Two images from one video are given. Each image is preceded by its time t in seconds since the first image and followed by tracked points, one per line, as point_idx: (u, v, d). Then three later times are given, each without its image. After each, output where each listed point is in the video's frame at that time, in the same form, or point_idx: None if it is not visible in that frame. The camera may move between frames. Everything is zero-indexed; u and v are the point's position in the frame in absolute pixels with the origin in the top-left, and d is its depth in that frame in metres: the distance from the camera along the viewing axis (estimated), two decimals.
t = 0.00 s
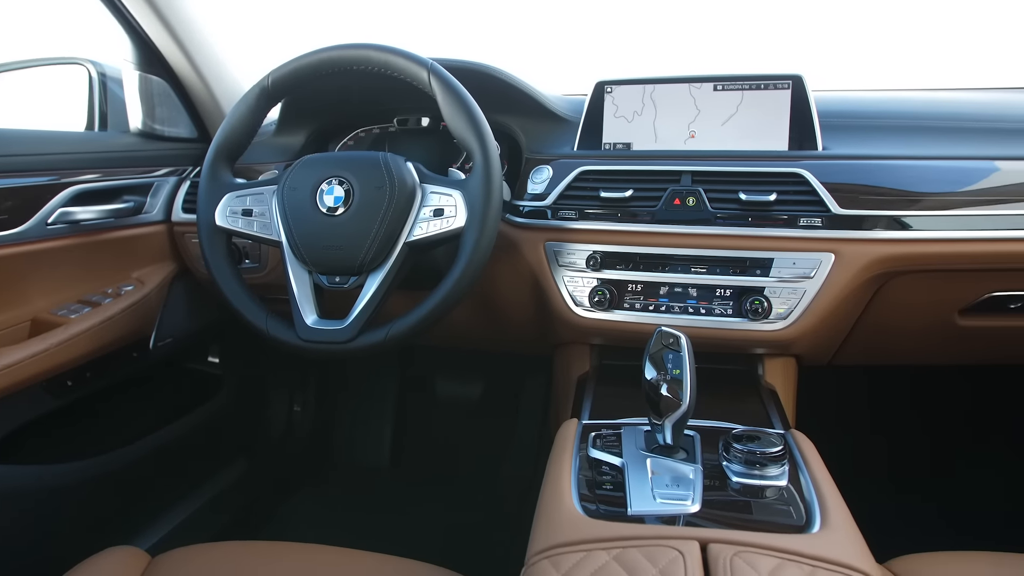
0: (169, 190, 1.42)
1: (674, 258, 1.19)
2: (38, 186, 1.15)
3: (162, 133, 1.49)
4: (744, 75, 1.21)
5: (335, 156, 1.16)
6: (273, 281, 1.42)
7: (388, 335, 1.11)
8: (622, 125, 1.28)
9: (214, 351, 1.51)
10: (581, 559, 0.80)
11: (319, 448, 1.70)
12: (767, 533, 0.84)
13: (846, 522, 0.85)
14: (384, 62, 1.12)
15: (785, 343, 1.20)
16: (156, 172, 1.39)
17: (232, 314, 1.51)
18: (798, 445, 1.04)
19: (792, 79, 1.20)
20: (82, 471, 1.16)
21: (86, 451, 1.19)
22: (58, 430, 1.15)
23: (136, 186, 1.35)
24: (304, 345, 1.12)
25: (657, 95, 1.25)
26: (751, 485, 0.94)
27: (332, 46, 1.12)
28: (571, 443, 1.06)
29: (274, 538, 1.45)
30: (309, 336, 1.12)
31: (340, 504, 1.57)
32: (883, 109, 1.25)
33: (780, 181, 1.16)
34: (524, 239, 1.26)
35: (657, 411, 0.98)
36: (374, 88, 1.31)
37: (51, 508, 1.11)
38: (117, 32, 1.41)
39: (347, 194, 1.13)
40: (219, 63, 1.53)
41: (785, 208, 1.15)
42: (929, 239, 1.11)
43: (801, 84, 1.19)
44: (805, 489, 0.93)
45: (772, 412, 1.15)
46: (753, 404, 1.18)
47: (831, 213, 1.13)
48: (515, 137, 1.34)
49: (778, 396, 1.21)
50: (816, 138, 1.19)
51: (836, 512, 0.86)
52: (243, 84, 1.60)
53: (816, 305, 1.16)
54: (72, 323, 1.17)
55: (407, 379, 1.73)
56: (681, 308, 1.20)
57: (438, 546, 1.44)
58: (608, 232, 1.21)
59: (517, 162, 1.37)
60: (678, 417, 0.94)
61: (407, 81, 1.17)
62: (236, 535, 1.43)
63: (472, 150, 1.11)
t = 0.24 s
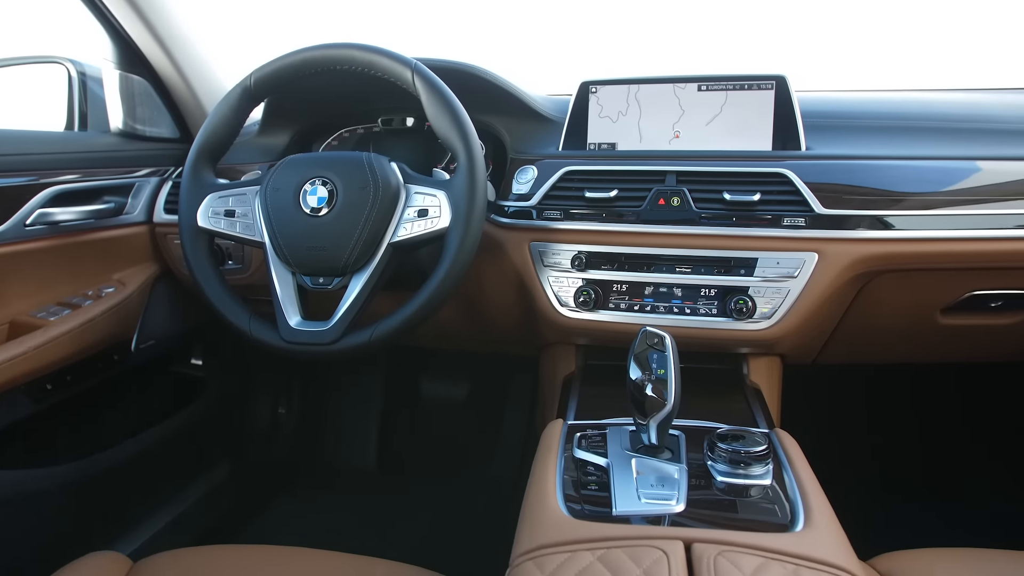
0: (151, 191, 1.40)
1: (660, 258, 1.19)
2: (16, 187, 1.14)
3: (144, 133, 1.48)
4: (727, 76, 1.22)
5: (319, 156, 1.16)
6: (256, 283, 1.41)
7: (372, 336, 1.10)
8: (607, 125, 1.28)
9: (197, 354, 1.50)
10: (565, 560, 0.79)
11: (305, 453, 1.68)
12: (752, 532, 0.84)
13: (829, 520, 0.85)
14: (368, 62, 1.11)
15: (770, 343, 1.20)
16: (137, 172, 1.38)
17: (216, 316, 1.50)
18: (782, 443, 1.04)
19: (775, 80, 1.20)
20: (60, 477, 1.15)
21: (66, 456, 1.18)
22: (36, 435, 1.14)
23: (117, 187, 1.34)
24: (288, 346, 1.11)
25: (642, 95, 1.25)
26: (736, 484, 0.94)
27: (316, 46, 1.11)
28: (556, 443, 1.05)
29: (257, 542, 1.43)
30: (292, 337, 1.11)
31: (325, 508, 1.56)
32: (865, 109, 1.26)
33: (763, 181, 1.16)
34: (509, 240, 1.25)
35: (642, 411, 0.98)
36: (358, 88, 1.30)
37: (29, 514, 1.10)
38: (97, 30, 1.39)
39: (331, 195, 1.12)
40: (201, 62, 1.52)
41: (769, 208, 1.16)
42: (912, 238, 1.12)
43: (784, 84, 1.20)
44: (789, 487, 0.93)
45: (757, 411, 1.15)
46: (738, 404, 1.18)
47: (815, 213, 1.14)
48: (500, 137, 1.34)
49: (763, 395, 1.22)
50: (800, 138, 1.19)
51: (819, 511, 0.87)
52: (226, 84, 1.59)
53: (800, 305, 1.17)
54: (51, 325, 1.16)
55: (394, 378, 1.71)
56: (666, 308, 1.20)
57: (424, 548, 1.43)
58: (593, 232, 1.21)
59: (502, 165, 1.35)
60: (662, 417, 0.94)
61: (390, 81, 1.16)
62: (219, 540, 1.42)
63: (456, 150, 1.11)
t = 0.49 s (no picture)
0: (133, 191, 1.39)
1: (645, 258, 1.19)
2: None
3: (125, 133, 1.46)
4: (712, 76, 1.22)
5: (302, 157, 1.15)
6: (240, 284, 1.40)
7: (357, 337, 1.09)
8: (592, 125, 1.28)
9: (180, 356, 1.49)
10: (551, 561, 0.79)
11: (291, 455, 1.67)
12: (737, 532, 0.85)
13: (812, 519, 0.86)
14: (352, 62, 1.11)
15: (755, 342, 1.20)
16: (118, 173, 1.36)
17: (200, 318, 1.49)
18: (766, 442, 1.04)
19: (759, 81, 1.21)
20: (39, 482, 1.14)
21: (46, 460, 1.17)
22: (15, 440, 1.12)
23: (97, 188, 1.32)
24: (272, 348, 1.11)
25: (626, 95, 1.25)
26: (721, 484, 0.94)
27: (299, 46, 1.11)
28: (541, 444, 1.05)
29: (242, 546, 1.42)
30: (276, 339, 1.10)
31: (310, 511, 1.55)
32: (848, 110, 1.27)
33: (748, 181, 1.17)
34: (494, 240, 1.25)
35: (627, 411, 0.98)
36: (342, 88, 1.30)
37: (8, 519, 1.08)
38: (77, 29, 1.38)
39: (314, 196, 1.11)
40: (183, 61, 1.50)
41: (754, 208, 1.16)
42: (895, 238, 1.13)
43: (768, 85, 1.20)
44: (773, 486, 0.94)
45: (742, 410, 1.15)
46: (723, 403, 1.18)
47: (798, 213, 1.14)
48: (485, 137, 1.34)
49: (748, 394, 1.22)
50: (783, 139, 1.20)
51: (803, 509, 0.87)
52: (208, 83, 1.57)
53: (785, 304, 1.17)
54: (30, 329, 1.14)
55: (379, 380, 1.71)
56: (652, 308, 1.20)
57: (410, 550, 1.42)
58: (578, 233, 1.21)
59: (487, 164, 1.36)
60: (648, 417, 0.95)
61: (375, 81, 1.16)
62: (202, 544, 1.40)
63: (441, 151, 1.11)
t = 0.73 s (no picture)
0: (114, 193, 1.37)
1: (630, 259, 1.19)
2: None
3: (105, 133, 1.44)
4: (696, 77, 1.22)
5: (285, 157, 1.14)
6: (223, 286, 1.38)
7: (341, 339, 1.09)
8: (576, 126, 1.28)
9: (163, 359, 1.48)
10: (535, 562, 0.79)
11: (275, 457, 1.66)
12: (722, 531, 0.85)
13: (797, 517, 0.86)
14: (335, 62, 1.10)
15: (740, 342, 1.21)
16: (99, 174, 1.35)
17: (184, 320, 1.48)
18: (751, 442, 1.05)
19: (742, 82, 1.21)
20: (19, 487, 1.13)
21: (25, 465, 1.16)
22: None
23: (77, 189, 1.30)
24: (255, 350, 1.10)
25: (611, 96, 1.25)
26: (707, 483, 0.94)
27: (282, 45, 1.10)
28: (527, 445, 1.05)
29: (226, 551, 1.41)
30: (260, 341, 1.09)
31: (296, 515, 1.54)
32: (831, 110, 1.27)
33: (731, 181, 1.17)
34: (480, 241, 1.25)
35: (612, 411, 0.98)
36: (325, 87, 1.29)
37: None
38: (56, 28, 1.36)
39: (298, 197, 1.11)
40: (165, 62, 1.49)
41: (738, 208, 1.17)
42: (879, 237, 1.14)
43: (752, 86, 1.20)
44: (757, 485, 0.94)
45: (727, 410, 1.16)
46: (708, 403, 1.19)
47: (782, 213, 1.15)
48: (470, 138, 1.33)
49: (733, 394, 1.22)
50: (767, 139, 1.20)
51: (787, 507, 0.88)
52: (191, 84, 1.56)
53: (769, 304, 1.18)
54: (10, 332, 1.11)
55: (366, 379, 1.68)
56: (637, 308, 1.20)
57: (397, 553, 1.42)
58: (563, 233, 1.21)
59: (471, 168, 1.34)
60: (633, 417, 0.95)
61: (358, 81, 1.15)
62: (186, 549, 1.39)
63: (425, 152, 1.10)
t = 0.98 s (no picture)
0: (94, 194, 1.34)
1: (615, 259, 1.19)
2: None
3: (85, 133, 1.43)
4: (681, 77, 1.22)
5: (268, 158, 1.14)
6: (206, 288, 1.37)
7: (326, 341, 1.08)
8: (561, 126, 1.28)
9: (146, 361, 1.46)
10: (520, 564, 0.79)
11: (257, 460, 1.66)
12: (707, 531, 0.85)
13: (781, 516, 0.86)
14: (319, 62, 1.10)
15: (724, 341, 1.21)
16: (78, 175, 1.33)
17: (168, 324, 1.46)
18: (736, 441, 1.05)
19: (727, 82, 1.21)
20: None
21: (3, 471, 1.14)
22: None
23: (56, 189, 1.28)
24: (238, 352, 1.09)
25: (596, 96, 1.25)
26: (692, 482, 0.94)
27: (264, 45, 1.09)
28: (512, 446, 1.05)
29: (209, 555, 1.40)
30: (243, 343, 1.08)
31: (281, 517, 1.53)
32: (814, 111, 1.28)
33: (716, 181, 1.17)
34: (464, 241, 1.25)
35: (598, 411, 0.98)
36: (309, 87, 1.28)
37: None
38: (34, 27, 1.34)
39: (281, 197, 1.10)
40: (146, 61, 1.48)
41: (722, 208, 1.17)
42: (862, 237, 1.15)
43: (736, 86, 1.21)
44: (742, 484, 0.94)
45: (712, 409, 1.16)
46: (693, 402, 1.19)
47: (766, 213, 1.15)
48: (455, 138, 1.33)
49: (718, 393, 1.23)
50: (752, 139, 1.20)
51: (771, 506, 0.88)
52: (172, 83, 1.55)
53: (753, 303, 1.18)
54: None
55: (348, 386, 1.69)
56: (622, 308, 1.20)
57: (383, 555, 1.41)
58: (548, 234, 1.21)
59: (455, 168, 1.34)
60: (618, 417, 0.95)
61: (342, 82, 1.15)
62: (169, 554, 1.38)
63: (409, 152, 1.10)
